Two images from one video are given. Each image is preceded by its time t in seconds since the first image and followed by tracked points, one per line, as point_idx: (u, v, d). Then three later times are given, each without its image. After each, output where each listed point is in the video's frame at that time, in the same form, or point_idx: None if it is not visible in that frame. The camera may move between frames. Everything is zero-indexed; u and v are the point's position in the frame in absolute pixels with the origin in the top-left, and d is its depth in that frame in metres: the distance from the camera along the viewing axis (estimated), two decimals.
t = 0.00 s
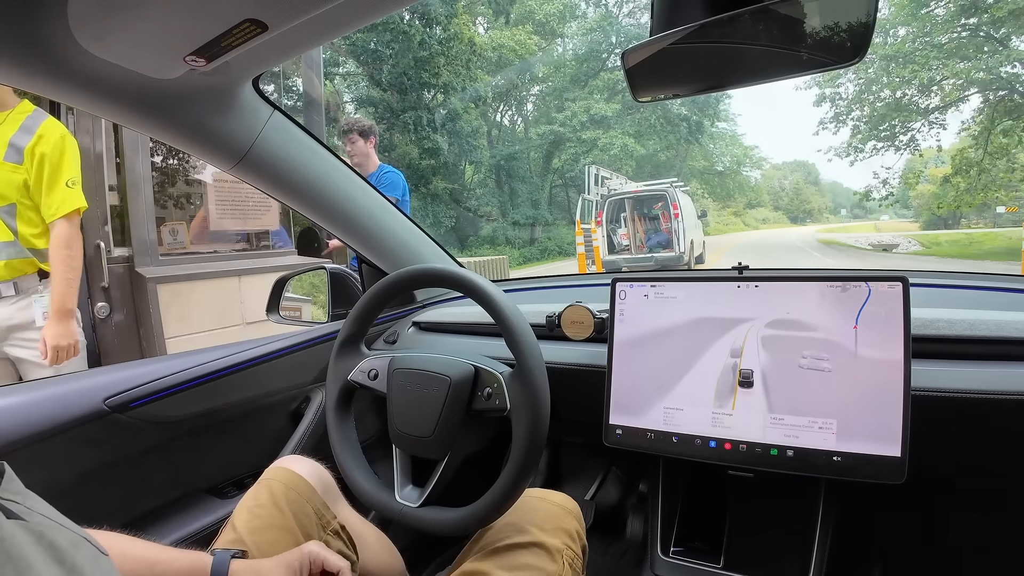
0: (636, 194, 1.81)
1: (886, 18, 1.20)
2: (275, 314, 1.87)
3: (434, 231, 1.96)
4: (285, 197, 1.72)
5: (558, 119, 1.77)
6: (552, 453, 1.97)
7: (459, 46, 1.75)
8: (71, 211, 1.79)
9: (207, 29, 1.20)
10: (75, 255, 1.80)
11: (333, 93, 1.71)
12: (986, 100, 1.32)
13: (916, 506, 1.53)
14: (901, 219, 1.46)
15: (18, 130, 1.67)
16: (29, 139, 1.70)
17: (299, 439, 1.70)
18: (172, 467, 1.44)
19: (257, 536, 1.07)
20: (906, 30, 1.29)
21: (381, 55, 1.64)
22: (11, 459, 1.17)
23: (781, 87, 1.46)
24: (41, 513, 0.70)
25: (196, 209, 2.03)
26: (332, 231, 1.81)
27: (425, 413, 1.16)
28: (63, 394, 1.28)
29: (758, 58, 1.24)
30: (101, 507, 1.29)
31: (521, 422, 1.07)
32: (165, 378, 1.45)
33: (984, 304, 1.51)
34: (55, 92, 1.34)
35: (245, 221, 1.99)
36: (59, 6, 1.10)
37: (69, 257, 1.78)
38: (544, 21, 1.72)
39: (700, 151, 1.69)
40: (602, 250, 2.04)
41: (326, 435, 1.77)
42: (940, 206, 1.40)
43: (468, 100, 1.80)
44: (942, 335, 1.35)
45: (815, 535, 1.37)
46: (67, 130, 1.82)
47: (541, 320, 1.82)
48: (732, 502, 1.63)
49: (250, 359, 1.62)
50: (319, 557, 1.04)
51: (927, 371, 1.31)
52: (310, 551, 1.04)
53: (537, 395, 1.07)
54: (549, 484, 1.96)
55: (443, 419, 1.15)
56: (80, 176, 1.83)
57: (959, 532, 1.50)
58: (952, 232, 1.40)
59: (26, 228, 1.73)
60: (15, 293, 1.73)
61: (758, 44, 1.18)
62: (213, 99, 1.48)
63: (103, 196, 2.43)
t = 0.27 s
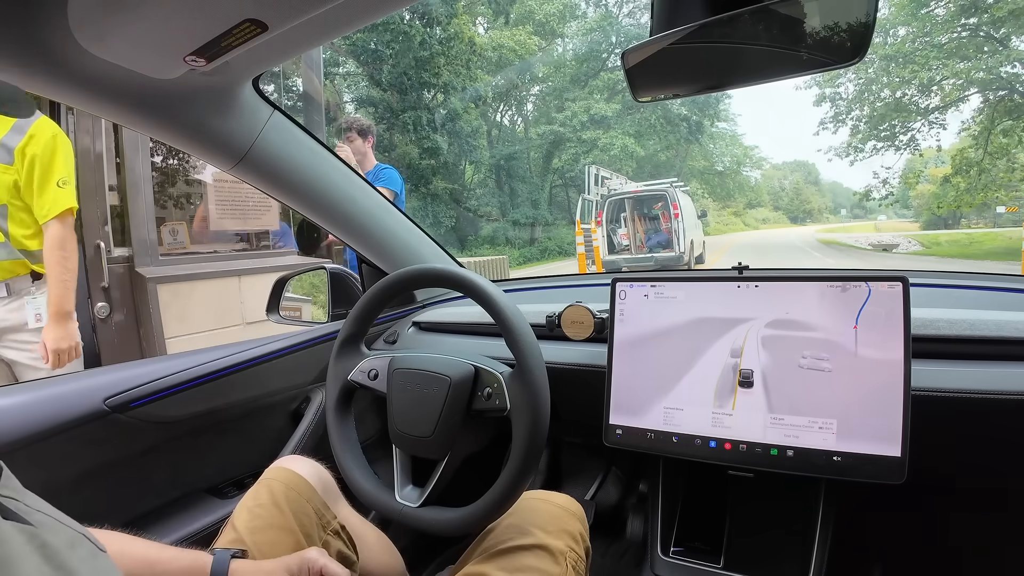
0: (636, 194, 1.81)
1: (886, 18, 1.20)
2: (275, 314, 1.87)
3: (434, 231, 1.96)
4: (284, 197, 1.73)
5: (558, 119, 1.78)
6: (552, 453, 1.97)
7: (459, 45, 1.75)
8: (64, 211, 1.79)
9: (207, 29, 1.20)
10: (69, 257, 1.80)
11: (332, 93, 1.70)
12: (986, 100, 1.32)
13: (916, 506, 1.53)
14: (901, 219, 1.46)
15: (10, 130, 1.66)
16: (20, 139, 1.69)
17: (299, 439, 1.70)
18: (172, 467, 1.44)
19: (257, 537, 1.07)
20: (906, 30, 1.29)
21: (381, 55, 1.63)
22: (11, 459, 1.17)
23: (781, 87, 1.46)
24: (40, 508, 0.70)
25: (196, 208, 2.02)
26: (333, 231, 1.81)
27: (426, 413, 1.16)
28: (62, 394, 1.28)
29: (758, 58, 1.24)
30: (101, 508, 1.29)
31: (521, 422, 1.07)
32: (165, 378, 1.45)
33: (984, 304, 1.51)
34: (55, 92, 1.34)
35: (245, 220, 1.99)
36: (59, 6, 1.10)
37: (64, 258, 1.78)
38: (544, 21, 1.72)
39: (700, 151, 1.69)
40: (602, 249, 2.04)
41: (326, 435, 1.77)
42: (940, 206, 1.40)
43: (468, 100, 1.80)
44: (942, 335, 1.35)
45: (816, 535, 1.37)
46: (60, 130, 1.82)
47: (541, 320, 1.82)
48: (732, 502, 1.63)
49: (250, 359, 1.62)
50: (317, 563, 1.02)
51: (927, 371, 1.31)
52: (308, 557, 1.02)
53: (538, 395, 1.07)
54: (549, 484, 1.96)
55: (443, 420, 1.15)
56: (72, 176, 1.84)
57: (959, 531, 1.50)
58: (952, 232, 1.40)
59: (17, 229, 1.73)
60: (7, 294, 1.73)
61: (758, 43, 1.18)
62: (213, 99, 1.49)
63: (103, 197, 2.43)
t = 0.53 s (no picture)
0: (636, 194, 1.82)
1: (886, 18, 1.20)
2: (275, 314, 1.87)
3: (434, 231, 1.95)
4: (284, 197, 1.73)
5: (558, 119, 1.78)
6: (552, 453, 1.97)
7: (459, 45, 1.74)
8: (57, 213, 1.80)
9: (207, 29, 1.20)
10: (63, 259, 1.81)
11: (333, 93, 1.69)
12: (986, 100, 1.32)
13: (916, 506, 1.54)
14: (900, 219, 1.46)
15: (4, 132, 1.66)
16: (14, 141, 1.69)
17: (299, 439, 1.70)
18: (172, 466, 1.44)
19: (257, 537, 1.07)
20: (906, 30, 1.29)
21: (381, 55, 1.62)
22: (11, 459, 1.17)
23: (781, 86, 1.46)
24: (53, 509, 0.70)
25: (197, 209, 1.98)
26: (333, 231, 1.81)
27: (425, 414, 1.16)
28: (62, 394, 1.28)
29: (757, 58, 1.24)
30: (101, 507, 1.29)
31: (521, 422, 1.07)
32: (165, 377, 1.45)
33: (985, 304, 1.51)
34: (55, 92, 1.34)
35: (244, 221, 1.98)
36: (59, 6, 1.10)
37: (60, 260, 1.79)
38: (544, 21, 1.73)
39: (700, 151, 1.70)
40: (602, 249, 2.05)
41: (326, 435, 1.77)
42: (940, 207, 1.40)
43: (468, 100, 1.80)
44: (942, 336, 1.35)
45: (815, 535, 1.37)
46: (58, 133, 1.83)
47: (541, 320, 1.82)
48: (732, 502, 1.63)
49: (250, 359, 1.62)
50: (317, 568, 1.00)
51: (927, 371, 1.31)
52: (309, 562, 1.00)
53: (537, 396, 1.07)
54: (549, 484, 1.96)
55: (443, 420, 1.15)
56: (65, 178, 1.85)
57: (959, 531, 1.50)
58: (952, 232, 1.40)
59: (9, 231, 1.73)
60: None
61: (758, 43, 1.18)
62: (212, 99, 1.49)
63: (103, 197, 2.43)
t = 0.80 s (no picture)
0: (636, 194, 1.82)
1: (886, 18, 1.19)
2: (275, 314, 1.86)
3: (434, 231, 1.95)
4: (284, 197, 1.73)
5: (558, 119, 1.77)
6: (553, 453, 1.97)
7: (459, 45, 1.73)
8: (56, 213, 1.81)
9: (207, 29, 1.20)
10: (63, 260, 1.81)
11: (333, 93, 1.69)
12: (986, 100, 1.32)
13: (916, 506, 1.53)
14: (900, 219, 1.47)
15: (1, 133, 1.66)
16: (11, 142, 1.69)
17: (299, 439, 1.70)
18: (172, 466, 1.44)
19: (257, 537, 1.07)
20: (906, 30, 1.29)
21: (381, 55, 1.62)
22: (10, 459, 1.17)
23: (781, 86, 1.46)
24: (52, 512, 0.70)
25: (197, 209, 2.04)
26: (333, 231, 1.81)
27: (425, 414, 1.16)
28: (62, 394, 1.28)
29: (757, 58, 1.24)
30: (100, 507, 1.29)
31: (521, 422, 1.07)
32: (165, 377, 1.45)
33: (985, 304, 1.51)
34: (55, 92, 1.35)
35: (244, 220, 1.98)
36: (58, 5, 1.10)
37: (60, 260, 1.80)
38: (544, 21, 1.70)
39: (700, 151, 1.69)
40: (602, 249, 2.05)
41: (326, 435, 1.77)
42: (940, 207, 1.40)
43: (468, 100, 1.80)
44: (942, 336, 1.35)
45: (815, 535, 1.37)
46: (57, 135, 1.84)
47: (541, 320, 1.82)
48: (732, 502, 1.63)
49: (250, 359, 1.62)
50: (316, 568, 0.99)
51: (927, 371, 1.31)
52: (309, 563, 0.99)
53: (537, 396, 1.07)
54: (549, 484, 1.96)
55: (443, 420, 1.15)
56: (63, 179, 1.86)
57: (959, 530, 1.50)
58: (952, 232, 1.40)
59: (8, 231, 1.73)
60: None
61: (758, 43, 1.18)
62: (212, 100, 1.49)
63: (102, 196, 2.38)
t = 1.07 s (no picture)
0: (636, 194, 1.82)
1: (886, 18, 1.19)
2: (275, 314, 1.86)
3: (434, 231, 1.94)
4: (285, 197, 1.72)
5: (558, 119, 1.77)
6: (552, 453, 1.97)
7: (459, 44, 1.74)
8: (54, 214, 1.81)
9: (207, 29, 1.20)
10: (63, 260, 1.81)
11: (333, 93, 1.71)
12: (986, 100, 1.32)
13: (916, 506, 1.53)
14: (901, 219, 1.47)
15: None
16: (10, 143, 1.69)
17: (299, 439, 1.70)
18: (172, 467, 1.44)
19: (257, 537, 1.07)
20: (906, 30, 1.29)
21: (381, 55, 1.63)
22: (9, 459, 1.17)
23: (781, 86, 1.46)
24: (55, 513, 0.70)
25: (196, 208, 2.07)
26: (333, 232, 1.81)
27: (425, 414, 1.17)
28: (62, 394, 1.28)
29: (757, 58, 1.24)
30: (100, 507, 1.29)
31: (521, 422, 1.07)
32: (165, 377, 1.45)
33: (985, 304, 1.51)
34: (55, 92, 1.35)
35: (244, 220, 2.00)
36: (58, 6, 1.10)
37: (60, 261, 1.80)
38: (544, 21, 1.71)
39: (700, 151, 1.70)
40: (602, 249, 2.05)
41: (326, 435, 1.77)
42: (940, 207, 1.40)
43: (468, 100, 1.80)
44: (942, 336, 1.35)
45: (816, 535, 1.37)
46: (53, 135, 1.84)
47: (541, 320, 1.82)
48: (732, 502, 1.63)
49: (250, 359, 1.62)
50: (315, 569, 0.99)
51: (927, 371, 1.31)
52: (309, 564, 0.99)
53: (537, 396, 1.07)
54: (549, 484, 1.96)
55: (443, 419, 1.15)
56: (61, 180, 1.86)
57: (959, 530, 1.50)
58: (952, 232, 1.40)
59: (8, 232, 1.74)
60: None
61: (759, 43, 1.18)
62: (213, 100, 1.49)
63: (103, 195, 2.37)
